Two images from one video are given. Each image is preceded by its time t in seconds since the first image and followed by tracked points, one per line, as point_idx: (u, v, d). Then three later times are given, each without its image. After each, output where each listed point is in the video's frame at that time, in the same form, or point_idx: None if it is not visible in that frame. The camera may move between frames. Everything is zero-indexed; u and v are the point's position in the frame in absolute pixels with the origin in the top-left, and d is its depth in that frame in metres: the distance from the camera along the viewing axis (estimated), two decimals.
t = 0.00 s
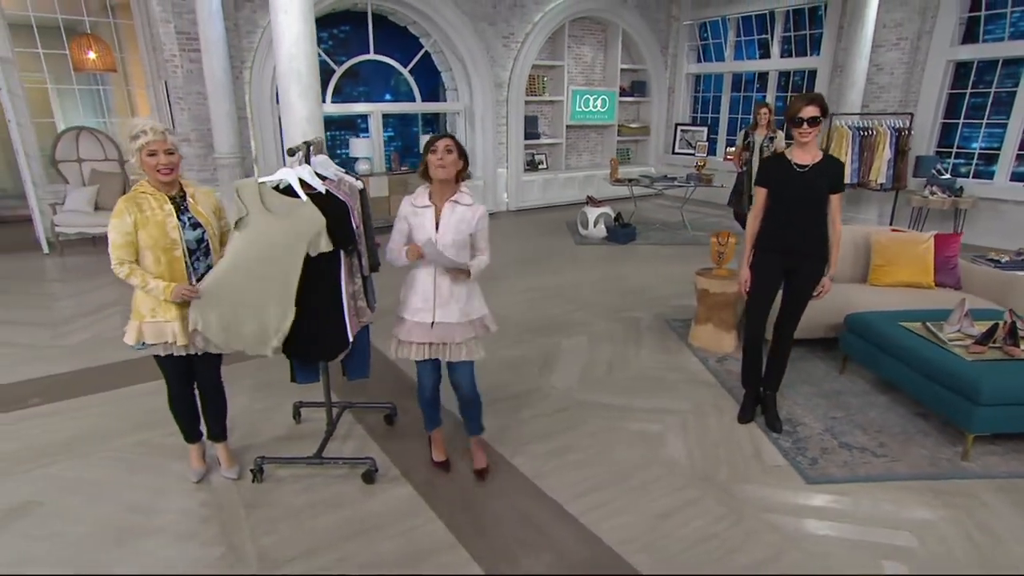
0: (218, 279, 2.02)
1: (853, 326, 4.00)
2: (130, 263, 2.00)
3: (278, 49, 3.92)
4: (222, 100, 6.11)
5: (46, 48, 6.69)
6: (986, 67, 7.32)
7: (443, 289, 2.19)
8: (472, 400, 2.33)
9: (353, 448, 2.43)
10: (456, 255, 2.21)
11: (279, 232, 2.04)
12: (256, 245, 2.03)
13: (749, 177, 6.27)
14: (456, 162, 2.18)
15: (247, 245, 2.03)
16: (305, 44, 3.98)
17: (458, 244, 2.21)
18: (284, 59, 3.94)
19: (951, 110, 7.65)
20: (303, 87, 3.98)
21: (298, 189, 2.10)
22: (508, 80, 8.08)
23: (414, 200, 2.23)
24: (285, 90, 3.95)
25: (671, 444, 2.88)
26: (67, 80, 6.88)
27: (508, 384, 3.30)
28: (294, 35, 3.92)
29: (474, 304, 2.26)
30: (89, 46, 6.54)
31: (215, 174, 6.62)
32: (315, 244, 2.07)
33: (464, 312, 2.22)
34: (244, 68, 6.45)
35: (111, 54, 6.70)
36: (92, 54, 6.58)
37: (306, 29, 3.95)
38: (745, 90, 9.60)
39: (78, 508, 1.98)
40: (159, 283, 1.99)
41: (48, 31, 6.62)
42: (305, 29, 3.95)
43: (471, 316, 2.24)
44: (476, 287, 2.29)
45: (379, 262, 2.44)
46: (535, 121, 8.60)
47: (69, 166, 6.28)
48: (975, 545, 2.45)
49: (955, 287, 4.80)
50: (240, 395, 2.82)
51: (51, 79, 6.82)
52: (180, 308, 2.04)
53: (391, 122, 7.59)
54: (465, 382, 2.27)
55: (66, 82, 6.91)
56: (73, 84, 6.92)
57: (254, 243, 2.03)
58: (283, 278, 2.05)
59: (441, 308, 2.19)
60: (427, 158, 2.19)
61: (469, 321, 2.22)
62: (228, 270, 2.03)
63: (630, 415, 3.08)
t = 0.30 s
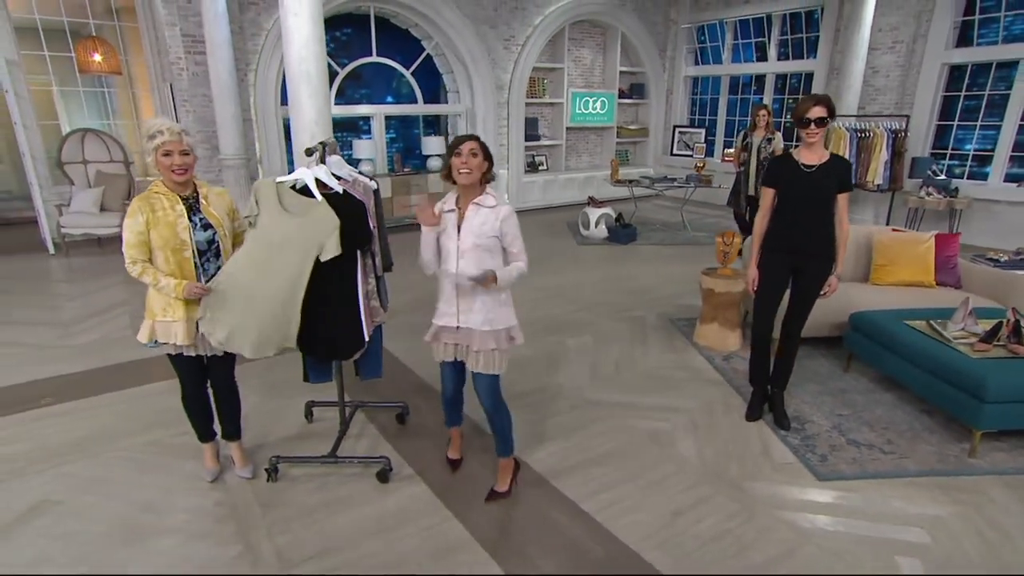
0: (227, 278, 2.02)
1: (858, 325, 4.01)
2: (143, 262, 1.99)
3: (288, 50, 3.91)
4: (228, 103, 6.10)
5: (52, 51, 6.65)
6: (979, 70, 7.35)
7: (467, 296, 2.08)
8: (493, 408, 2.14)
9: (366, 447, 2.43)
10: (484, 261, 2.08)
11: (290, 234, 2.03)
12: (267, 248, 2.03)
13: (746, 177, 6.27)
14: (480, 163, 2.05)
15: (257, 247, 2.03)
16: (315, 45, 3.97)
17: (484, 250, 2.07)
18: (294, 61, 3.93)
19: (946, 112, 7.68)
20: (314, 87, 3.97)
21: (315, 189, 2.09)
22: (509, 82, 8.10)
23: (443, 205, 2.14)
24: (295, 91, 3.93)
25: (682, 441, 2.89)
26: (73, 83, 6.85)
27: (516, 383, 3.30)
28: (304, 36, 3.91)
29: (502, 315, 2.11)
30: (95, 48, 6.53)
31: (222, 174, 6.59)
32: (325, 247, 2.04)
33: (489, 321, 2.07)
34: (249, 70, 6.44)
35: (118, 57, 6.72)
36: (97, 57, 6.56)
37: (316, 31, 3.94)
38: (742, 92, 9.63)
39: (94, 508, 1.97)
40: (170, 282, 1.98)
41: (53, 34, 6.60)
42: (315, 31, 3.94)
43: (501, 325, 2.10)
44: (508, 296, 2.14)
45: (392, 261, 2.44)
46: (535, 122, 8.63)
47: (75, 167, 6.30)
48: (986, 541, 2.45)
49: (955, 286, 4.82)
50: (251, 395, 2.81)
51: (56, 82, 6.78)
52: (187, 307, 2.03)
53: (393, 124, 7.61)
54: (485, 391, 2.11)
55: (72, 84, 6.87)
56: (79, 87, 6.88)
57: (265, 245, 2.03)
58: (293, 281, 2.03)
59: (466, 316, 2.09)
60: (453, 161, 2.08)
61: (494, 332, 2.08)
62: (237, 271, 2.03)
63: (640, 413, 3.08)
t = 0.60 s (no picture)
0: (243, 279, 2.03)
1: (859, 323, 4.03)
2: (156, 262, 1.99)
3: (295, 51, 3.91)
4: (230, 105, 6.04)
5: (54, 53, 6.61)
6: (970, 73, 7.40)
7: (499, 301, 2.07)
8: (516, 411, 2.15)
9: (375, 448, 2.42)
10: (514, 264, 2.09)
11: (305, 233, 2.03)
12: (283, 248, 2.04)
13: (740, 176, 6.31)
14: (507, 167, 2.05)
15: (275, 248, 2.04)
16: (322, 47, 3.96)
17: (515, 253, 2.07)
18: (300, 62, 3.92)
19: (937, 115, 7.74)
20: (319, 89, 3.96)
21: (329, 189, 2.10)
22: (508, 84, 8.11)
23: (471, 209, 2.13)
24: (301, 93, 3.92)
25: (689, 439, 2.89)
26: (73, 84, 6.81)
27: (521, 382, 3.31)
28: (310, 37, 3.90)
29: (535, 318, 2.10)
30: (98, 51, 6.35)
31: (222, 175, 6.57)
32: (341, 246, 2.03)
33: (521, 325, 2.07)
34: (250, 72, 6.43)
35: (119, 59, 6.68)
36: (99, 59, 6.38)
37: (322, 32, 3.93)
38: (737, 95, 9.67)
39: (107, 509, 1.96)
40: (183, 283, 1.97)
41: (55, 36, 6.55)
42: (321, 32, 3.93)
43: (534, 329, 2.10)
44: (540, 300, 2.13)
45: (402, 262, 2.44)
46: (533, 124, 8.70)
47: (77, 169, 6.26)
48: (994, 535, 2.46)
49: (952, 284, 4.86)
50: (258, 395, 2.80)
51: (57, 83, 6.73)
52: (201, 307, 2.00)
53: (392, 125, 7.61)
54: (510, 395, 2.12)
55: (73, 86, 6.83)
56: (80, 87, 6.84)
57: (282, 245, 2.04)
58: (308, 279, 2.03)
59: (499, 322, 2.07)
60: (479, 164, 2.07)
61: (528, 336, 2.08)
62: (254, 271, 2.04)
63: (646, 411, 3.09)
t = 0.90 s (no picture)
0: (261, 283, 2.05)
1: (860, 321, 4.06)
2: (174, 264, 1.98)
3: (301, 52, 3.89)
4: (232, 106, 6.03)
5: (56, 56, 6.50)
6: (961, 76, 7.47)
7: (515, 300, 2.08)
8: (531, 408, 2.16)
9: (385, 447, 2.42)
10: (529, 263, 2.07)
11: (320, 234, 2.03)
12: (298, 250, 2.04)
13: (732, 175, 6.33)
14: (518, 166, 2.04)
15: (291, 250, 2.05)
16: (328, 48, 3.95)
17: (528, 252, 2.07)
18: (306, 64, 3.91)
19: (929, 116, 7.80)
20: (325, 90, 3.95)
21: (343, 188, 2.10)
22: (507, 86, 8.11)
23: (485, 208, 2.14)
24: (307, 94, 3.92)
25: (696, 436, 2.90)
26: (76, 86, 6.74)
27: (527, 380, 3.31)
28: (317, 39, 3.88)
29: (549, 316, 2.11)
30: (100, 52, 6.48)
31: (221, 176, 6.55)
32: (355, 246, 2.04)
33: (535, 324, 2.08)
34: (252, 74, 6.42)
35: (120, 59, 6.66)
36: (102, 61, 6.52)
37: (328, 33, 3.92)
38: (732, 96, 9.71)
39: (121, 509, 1.97)
40: (204, 285, 1.97)
41: (56, 39, 6.46)
42: (328, 33, 3.92)
43: (547, 328, 2.10)
44: (553, 297, 2.15)
45: (412, 260, 2.45)
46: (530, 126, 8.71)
47: (79, 171, 6.25)
48: (998, 530, 2.48)
49: (949, 283, 4.89)
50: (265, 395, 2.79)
51: (60, 86, 6.64)
52: (221, 308, 2.02)
53: (392, 127, 7.61)
54: (527, 393, 2.14)
55: (74, 87, 6.75)
56: (82, 90, 6.78)
57: (297, 247, 2.04)
58: (321, 278, 2.03)
59: (513, 320, 2.09)
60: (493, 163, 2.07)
61: (542, 335, 2.09)
62: (272, 275, 2.05)
63: (652, 409, 3.10)
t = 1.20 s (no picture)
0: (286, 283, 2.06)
1: (864, 319, 4.07)
2: (199, 264, 1.97)
3: (312, 51, 3.91)
4: (238, 107, 6.02)
5: (63, 58, 6.58)
6: (957, 78, 7.51)
7: (518, 299, 2.09)
8: (542, 407, 2.15)
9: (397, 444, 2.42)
10: (535, 264, 2.07)
11: (343, 234, 2.05)
12: (322, 250, 2.05)
13: (728, 175, 6.32)
14: (527, 167, 2.02)
15: (314, 249, 2.06)
16: (337, 47, 3.96)
17: (532, 252, 2.06)
18: (315, 63, 3.93)
19: (925, 118, 7.84)
20: (335, 91, 3.99)
21: (361, 186, 2.09)
22: (509, 88, 8.12)
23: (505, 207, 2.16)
24: (317, 95, 3.95)
25: (706, 433, 2.91)
26: (82, 88, 6.76)
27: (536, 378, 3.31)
28: (327, 38, 3.90)
29: (555, 320, 2.08)
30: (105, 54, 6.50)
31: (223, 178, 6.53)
32: (378, 244, 2.07)
33: (535, 324, 2.07)
34: (258, 76, 6.41)
35: (127, 62, 6.66)
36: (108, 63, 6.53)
37: (338, 33, 3.93)
38: (731, 98, 9.73)
39: (137, 508, 1.96)
40: (228, 286, 1.96)
41: (63, 41, 6.55)
42: (338, 32, 3.93)
43: (549, 329, 2.07)
44: (563, 300, 2.09)
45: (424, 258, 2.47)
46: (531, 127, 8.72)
47: (85, 172, 6.24)
48: (1009, 524, 2.48)
49: (950, 282, 4.91)
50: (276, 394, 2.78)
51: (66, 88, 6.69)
52: (245, 308, 2.02)
53: (395, 128, 7.62)
54: (537, 392, 2.13)
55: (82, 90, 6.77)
56: (89, 92, 6.78)
57: (320, 246, 2.05)
58: (347, 277, 2.06)
59: (515, 318, 2.10)
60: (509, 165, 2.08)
61: (543, 336, 2.06)
62: (296, 275, 2.06)
63: (661, 406, 3.10)
